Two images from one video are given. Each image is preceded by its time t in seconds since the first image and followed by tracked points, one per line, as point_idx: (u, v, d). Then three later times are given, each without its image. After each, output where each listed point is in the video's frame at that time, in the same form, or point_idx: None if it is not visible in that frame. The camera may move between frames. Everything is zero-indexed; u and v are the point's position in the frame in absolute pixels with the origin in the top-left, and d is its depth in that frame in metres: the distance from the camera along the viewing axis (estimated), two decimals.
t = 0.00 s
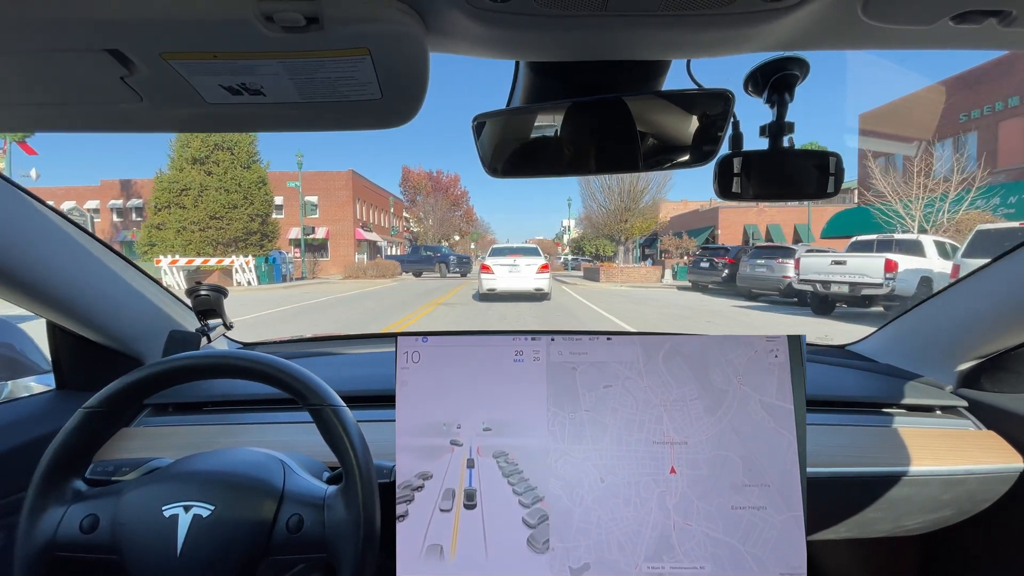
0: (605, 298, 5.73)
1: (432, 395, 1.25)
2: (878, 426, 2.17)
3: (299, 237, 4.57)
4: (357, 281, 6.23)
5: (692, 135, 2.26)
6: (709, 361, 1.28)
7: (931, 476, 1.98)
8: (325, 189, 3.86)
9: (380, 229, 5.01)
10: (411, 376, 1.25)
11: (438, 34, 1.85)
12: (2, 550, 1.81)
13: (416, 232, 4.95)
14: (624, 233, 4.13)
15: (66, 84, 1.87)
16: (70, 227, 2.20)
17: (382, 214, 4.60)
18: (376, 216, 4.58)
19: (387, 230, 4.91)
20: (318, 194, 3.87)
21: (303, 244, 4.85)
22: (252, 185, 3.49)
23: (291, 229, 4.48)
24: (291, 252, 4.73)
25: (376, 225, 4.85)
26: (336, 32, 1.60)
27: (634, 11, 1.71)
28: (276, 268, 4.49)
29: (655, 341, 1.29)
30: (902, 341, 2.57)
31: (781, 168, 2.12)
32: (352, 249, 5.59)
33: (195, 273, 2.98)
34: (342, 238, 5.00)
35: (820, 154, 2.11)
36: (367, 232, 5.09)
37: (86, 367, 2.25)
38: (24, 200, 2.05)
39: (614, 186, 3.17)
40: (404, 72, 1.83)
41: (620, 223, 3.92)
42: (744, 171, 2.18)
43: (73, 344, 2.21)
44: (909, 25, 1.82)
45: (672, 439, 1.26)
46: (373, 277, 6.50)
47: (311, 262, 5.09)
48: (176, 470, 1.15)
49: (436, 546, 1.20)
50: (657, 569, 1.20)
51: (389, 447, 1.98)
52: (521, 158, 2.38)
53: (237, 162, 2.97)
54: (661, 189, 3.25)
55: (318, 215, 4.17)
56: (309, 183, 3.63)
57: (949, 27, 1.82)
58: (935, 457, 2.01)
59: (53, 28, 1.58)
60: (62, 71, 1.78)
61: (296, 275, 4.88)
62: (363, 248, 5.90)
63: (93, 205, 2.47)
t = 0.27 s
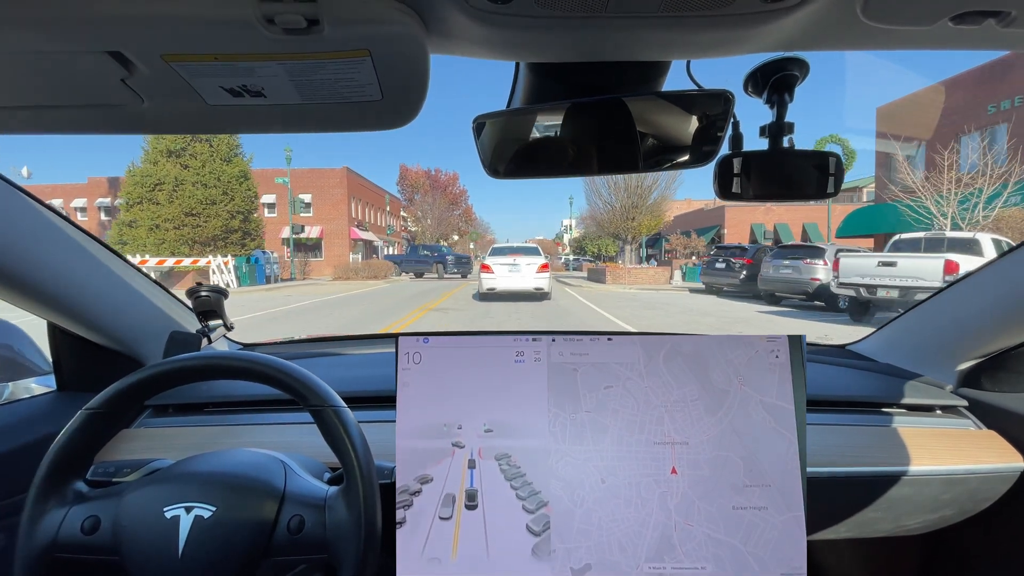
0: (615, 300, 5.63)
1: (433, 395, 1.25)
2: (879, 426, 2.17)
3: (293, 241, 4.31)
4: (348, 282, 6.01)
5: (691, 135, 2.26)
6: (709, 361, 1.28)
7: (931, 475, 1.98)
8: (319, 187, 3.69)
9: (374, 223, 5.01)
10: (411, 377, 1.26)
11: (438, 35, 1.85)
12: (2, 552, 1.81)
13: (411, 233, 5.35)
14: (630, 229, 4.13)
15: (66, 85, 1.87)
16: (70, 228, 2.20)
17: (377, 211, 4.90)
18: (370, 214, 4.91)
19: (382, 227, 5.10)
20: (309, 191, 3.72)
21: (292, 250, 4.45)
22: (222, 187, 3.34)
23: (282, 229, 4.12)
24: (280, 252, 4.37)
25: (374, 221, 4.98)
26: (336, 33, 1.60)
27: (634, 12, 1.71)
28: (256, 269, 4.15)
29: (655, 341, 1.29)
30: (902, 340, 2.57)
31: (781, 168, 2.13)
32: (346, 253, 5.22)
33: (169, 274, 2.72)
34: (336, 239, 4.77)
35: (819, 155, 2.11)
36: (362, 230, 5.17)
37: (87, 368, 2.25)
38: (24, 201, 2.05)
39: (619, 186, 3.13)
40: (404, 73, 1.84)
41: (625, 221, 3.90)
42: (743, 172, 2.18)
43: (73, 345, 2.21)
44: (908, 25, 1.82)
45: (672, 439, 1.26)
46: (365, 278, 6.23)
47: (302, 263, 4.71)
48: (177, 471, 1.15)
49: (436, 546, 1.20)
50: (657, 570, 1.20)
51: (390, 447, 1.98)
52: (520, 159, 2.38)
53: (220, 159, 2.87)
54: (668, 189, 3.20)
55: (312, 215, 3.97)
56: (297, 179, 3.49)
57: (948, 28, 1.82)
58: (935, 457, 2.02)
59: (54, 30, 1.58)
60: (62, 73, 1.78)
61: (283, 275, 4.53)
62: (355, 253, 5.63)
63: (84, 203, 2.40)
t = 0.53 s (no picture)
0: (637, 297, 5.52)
1: (432, 395, 1.25)
2: (878, 427, 2.17)
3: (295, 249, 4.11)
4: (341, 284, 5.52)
5: (692, 135, 2.26)
6: (708, 361, 1.28)
7: (931, 476, 1.98)
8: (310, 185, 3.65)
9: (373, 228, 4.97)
10: (411, 377, 1.25)
11: (438, 35, 1.85)
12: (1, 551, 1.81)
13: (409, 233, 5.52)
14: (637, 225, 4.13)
15: (65, 84, 1.86)
16: (70, 228, 2.20)
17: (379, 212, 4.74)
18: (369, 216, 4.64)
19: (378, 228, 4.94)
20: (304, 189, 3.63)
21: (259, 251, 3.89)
22: (221, 217, 3.16)
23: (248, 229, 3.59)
24: (267, 251, 3.82)
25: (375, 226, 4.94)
26: (335, 33, 1.60)
27: (634, 12, 1.71)
28: (239, 271, 3.49)
29: (654, 342, 1.29)
30: (902, 341, 2.57)
31: (781, 168, 2.12)
32: (342, 254, 4.71)
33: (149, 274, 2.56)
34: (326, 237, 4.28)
35: (820, 155, 2.10)
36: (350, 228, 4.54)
37: (86, 368, 2.25)
38: (24, 201, 2.05)
39: (626, 185, 3.07)
40: (404, 73, 1.83)
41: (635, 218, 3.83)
42: (743, 172, 2.18)
43: (72, 344, 2.21)
44: (908, 26, 1.82)
45: (671, 440, 1.26)
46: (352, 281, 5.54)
47: (291, 264, 4.28)
48: (176, 470, 1.15)
49: (436, 545, 1.20)
50: (657, 571, 1.20)
51: (389, 447, 1.98)
52: (520, 159, 2.38)
53: (206, 164, 2.70)
54: (676, 188, 3.16)
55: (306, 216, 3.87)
56: (290, 177, 3.45)
57: (948, 28, 1.82)
58: (935, 458, 2.02)
59: (54, 30, 1.58)
60: (62, 71, 1.78)
61: (268, 276, 4.08)
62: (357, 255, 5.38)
63: (73, 203, 2.34)
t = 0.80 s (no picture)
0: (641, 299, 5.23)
1: (432, 396, 1.25)
2: (879, 427, 2.17)
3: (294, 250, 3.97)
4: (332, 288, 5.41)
5: (692, 136, 2.26)
6: (709, 361, 1.28)
7: (931, 476, 1.98)
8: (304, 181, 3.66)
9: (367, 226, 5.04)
10: (411, 377, 1.25)
11: (438, 35, 1.85)
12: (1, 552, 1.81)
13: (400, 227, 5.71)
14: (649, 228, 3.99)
15: (64, 85, 1.86)
16: (70, 227, 2.20)
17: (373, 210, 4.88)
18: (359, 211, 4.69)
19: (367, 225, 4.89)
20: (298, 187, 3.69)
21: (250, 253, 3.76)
22: (197, 214, 3.06)
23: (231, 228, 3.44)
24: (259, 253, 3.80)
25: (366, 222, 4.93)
26: (335, 33, 1.60)
27: (634, 12, 1.71)
28: (215, 272, 3.19)
29: (654, 342, 1.29)
30: (902, 341, 2.57)
31: (781, 168, 2.12)
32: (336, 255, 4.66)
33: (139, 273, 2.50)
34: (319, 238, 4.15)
35: (820, 155, 2.10)
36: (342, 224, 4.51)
37: (87, 368, 2.25)
38: (24, 201, 2.05)
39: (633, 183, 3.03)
40: (404, 73, 1.83)
41: (643, 216, 3.72)
42: (743, 172, 2.18)
43: (73, 344, 2.21)
44: (908, 26, 1.82)
45: (671, 440, 1.26)
46: (342, 282, 5.52)
47: (279, 264, 4.04)
48: (176, 471, 1.15)
49: (436, 545, 1.20)
50: (657, 571, 1.20)
51: (390, 447, 1.98)
52: (520, 159, 2.38)
53: (183, 155, 2.63)
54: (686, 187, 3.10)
55: (301, 213, 3.85)
56: (282, 174, 3.47)
57: (948, 29, 1.82)
58: (935, 458, 2.02)
59: (53, 30, 1.58)
60: (62, 72, 1.78)
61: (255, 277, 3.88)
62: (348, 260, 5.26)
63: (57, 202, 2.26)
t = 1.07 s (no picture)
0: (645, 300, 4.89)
1: (432, 396, 1.25)
2: (879, 427, 2.17)
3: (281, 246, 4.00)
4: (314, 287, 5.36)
5: (692, 136, 2.26)
6: (709, 362, 1.28)
7: (931, 476, 1.98)
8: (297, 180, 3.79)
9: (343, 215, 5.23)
10: (411, 378, 1.25)
11: (438, 35, 1.85)
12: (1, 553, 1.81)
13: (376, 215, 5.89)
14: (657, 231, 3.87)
15: (65, 85, 1.87)
16: (70, 227, 2.20)
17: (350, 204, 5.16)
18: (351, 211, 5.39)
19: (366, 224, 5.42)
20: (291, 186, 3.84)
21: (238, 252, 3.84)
22: (169, 209, 3.06)
23: (213, 227, 3.64)
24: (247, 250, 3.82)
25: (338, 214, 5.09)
26: (336, 34, 1.60)
27: (634, 13, 1.71)
28: (190, 272, 2.99)
29: (655, 343, 1.29)
30: (902, 342, 2.57)
31: (781, 168, 2.12)
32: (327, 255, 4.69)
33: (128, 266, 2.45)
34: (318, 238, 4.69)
35: (820, 155, 2.10)
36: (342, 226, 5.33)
37: (86, 368, 2.25)
38: (24, 201, 2.05)
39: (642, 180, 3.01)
40: (404, 74, 1.83)
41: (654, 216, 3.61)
42: (744, 172, 2.18)
43: (73, 344, 2.21)
44: (909, 26, 1.82)
45: (671, 441, 1.26)
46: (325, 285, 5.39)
47: (269, 264, 4.25)
48: (177, 471, 1.15)
49: (435, 547, 1.20)
50: (657, 572, 1.20)
51: (389, 447, 1.98)
52: (520, 160, 2.38)
53: (154, 148, 2.56)
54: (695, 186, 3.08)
55: (292, 212, 4.05)
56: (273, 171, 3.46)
57: (948, 29, 1.82)
58: (935, 458, 2.02)
59: (53, 30, 1.58)
60: (62, 72, 1.78)
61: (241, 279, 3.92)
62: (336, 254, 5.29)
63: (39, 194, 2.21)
